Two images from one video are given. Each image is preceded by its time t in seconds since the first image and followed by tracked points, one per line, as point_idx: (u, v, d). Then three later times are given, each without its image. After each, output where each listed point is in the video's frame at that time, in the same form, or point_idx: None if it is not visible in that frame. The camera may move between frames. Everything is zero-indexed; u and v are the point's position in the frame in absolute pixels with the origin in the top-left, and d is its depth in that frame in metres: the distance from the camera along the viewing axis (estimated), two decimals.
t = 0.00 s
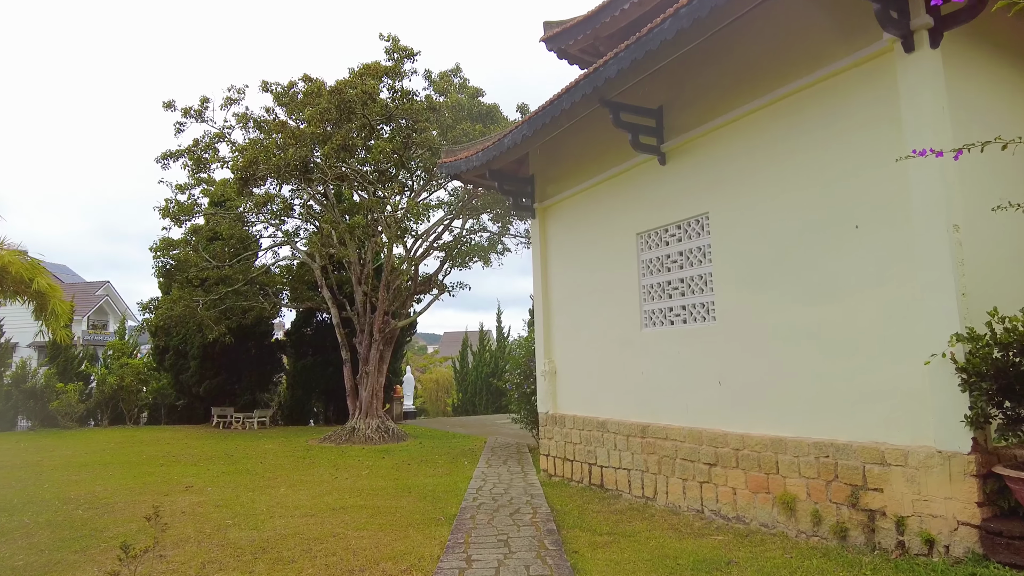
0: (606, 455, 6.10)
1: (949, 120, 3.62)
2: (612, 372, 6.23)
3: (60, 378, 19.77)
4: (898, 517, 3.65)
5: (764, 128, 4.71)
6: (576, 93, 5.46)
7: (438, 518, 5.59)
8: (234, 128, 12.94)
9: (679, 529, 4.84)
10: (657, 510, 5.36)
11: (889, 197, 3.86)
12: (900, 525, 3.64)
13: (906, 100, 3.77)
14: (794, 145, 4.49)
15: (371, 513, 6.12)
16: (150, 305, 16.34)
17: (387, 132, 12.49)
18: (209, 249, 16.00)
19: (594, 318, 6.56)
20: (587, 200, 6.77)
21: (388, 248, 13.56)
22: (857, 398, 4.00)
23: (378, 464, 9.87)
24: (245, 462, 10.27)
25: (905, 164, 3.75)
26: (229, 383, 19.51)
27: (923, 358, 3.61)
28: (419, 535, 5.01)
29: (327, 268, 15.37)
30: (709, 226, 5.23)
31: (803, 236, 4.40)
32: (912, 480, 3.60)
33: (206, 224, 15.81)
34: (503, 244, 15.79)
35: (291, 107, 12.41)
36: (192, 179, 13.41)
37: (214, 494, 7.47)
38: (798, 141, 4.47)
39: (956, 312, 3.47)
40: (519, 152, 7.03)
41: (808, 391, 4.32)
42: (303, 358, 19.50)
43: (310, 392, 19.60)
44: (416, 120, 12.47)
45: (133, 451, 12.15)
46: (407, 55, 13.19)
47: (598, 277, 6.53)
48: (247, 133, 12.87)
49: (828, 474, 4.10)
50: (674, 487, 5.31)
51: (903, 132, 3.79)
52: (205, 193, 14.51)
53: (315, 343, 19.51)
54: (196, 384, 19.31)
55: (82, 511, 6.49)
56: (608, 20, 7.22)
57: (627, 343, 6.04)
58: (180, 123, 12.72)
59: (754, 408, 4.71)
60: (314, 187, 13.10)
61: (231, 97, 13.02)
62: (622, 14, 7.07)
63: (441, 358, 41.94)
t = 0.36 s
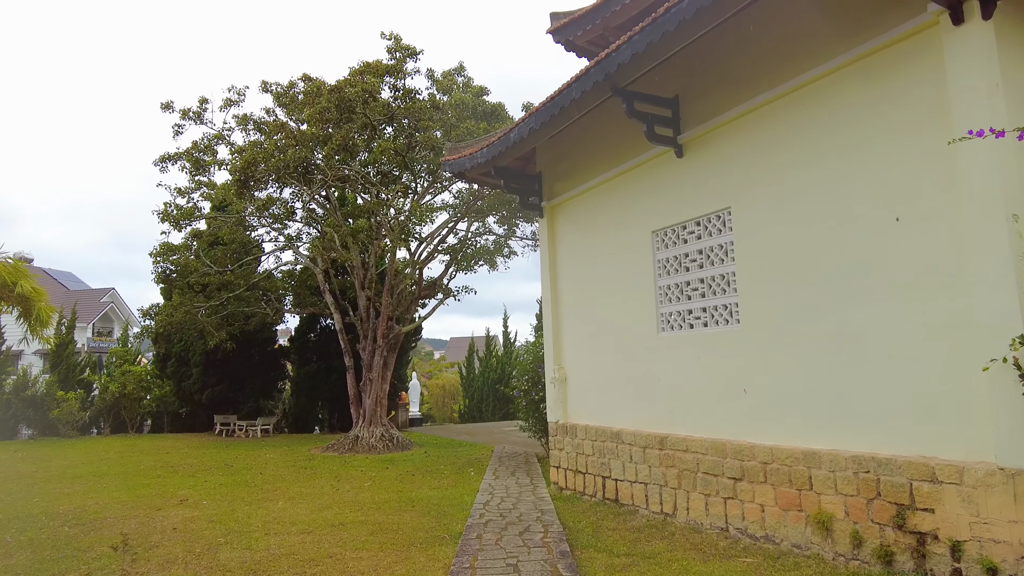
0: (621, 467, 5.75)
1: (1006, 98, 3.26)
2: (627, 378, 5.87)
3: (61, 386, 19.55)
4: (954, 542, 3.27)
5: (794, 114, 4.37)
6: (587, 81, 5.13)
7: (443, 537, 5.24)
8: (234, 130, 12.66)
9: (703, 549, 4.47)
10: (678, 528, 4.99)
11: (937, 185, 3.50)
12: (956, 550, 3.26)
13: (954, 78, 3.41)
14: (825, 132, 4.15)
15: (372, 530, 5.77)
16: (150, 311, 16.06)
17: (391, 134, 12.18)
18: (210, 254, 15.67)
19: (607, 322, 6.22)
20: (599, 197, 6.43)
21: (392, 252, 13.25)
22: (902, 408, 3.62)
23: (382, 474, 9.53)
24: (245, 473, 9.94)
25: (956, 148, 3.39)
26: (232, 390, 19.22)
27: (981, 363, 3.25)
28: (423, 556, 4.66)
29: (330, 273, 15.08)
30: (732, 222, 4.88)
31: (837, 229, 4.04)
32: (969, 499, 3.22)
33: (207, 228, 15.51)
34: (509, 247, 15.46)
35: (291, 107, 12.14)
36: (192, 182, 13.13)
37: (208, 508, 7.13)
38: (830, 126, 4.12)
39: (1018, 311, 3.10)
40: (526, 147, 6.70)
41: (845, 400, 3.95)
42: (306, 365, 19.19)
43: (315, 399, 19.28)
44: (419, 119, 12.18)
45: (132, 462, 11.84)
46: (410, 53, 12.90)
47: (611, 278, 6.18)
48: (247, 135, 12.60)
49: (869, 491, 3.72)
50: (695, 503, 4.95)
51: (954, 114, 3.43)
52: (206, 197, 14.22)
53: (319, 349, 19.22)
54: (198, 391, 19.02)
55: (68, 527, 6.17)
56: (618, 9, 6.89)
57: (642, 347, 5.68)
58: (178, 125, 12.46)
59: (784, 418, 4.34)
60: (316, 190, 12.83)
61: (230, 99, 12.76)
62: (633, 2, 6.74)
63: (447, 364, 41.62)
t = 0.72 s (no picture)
0: (639, 472, 5.43)
1: None
2: (643, 377, 5.57)
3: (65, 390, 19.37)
4: (1020, 556, 2.94)
5: (829, 89, 4.13)
6: (602, 61, 4.83)
7: (451, 546, 4.93)
8: (237, 127, 12.42)
9: (732, 560, 4.15)
10: (702, 537, 4.67)
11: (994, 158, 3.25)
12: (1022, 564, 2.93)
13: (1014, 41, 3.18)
14: (865, 106, 3.91)
15: (376, 538, 5.47)
16: (153, 313, 15.73)
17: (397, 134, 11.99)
18: (214, 256, 15.28)
19: (622, 317, 5.91)
20: (610, 189, 6.20)
21: (398, 251, 12.97)
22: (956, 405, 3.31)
23: (387, 479, 9.24)
24: (248, 477, 9.67)
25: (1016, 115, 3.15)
26: (237, 393, 18.98)
27: None
28: (429, 568, 4.35)
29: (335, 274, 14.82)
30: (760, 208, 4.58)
31: (879, 210, 3.78)
32: None
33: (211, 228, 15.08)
34: (518, 246, 15.16)
35: (293, 103, 11.87)
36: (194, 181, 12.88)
37: (207, 515, 6.84)
38: (870, 100, 3.88)
39: None
40: (536, 136, 6.41)
41: (889, 398, 3.64)
42: (312, 367, 18.94)
43: (321, 402, 19.03)
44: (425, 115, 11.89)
45: (133, 466, 11.59)
46: (416, 48, 12.62)
47: (627, 271, 5.89)
48: (250, 132, 12.35)
49: (918, 499, 3.39)
50: (721, 510, 4.63)
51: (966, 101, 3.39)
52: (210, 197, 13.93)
53: (325, 350, 18.94)
54: (203, 395, 18.80)
55: (60, 535, 5.90)
56: None
57: (661, 344, 5.37)
58: (179, 123, 12.22)
59: (819, 417, 4.02)
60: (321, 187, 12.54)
61: (232, 95, 12.52)
62: None
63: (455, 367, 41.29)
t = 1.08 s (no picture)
0: (647, 480, 5.14)
1: None
2: (651, 380, 5.27)
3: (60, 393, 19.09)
4: None
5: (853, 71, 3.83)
6: (607, 45, 4.55)
7: (447, 559, 4.65)
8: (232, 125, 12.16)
9: None
10: (714, 551, 4.37)
11: None
12: None
13: None
14: (894, 88, 3.60)
15: (368, 550, 5.17)
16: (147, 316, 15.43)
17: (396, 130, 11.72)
18: (209, 257, 15.05)
19: (628, 317, 5.62)
20: (614, 184, 5.93)
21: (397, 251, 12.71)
22: (1000, 410, 3.02)
23: (384, 486, 8.95)
24: (240, 483, 9.37)
25: None
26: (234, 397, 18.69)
27: None
28: None
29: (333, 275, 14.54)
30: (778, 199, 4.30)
31: (911, 199, 3.47)
32: None
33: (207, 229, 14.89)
34: (519, 247, 14.88)
35: (289, 99, 11.62)
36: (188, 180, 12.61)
37: (193, 524, 6.55)
38: (900, 81, 3.57)
39: None
40: (538, 128, 6.12)
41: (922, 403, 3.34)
42: (310, 370, 18.66)
43: (319, 406, 18.74)
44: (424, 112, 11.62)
45: (124, 471, 11.29)
46: (415, 45, 12.35)
47: (633, 268, 5.59)
48: (245, 130, 12.08)
49: (957, 513, 3.09)
50: (735, 522, 4.33)
51: (977, 91, 3.21)
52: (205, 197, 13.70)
53: (324, 353, 18.66)
54: (199, 398, 18.52)
55: (35, 546, 5.60)
56: None
57: (670, 345, 5.08)
58: (173, 121, 11.96)
59: (843, 422, 3.73)
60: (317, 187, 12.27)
61: (227, 93, 12.27)
62: None
63: (456, 370, 40.96)
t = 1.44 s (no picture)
0: (653, 488, 4.82)
1: None
2: (657, 381, 4.95)
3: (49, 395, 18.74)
4: None
5: (878, 42, 3.50)
6: (608, 20, 4.22)
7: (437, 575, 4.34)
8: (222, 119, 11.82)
9: None
10: (726, 566, 4.04)
11: None
12: None
13: None
14: (925, 59, 3.27)
15: (354, 563, 4.86)
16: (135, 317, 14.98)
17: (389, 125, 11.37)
18: (200, 256, 14.73)
19: (632, 314, 5.30)
20: (615, 174, 5.63)
21: (391, 250, 12.45)
22: None
23: (376, 491, 8.62)
24: (227, 489, 9.03)
25: None
26: (228, 399, 18.35)
27: None
28: None
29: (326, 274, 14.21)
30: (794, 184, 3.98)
31: (944, 182, 3.15)
32: None
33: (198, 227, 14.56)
34: (517, 245, 14.56)
35: (279, 92, 11.29)
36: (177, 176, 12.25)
37: (173, 534, 6.21)
38: (929, 52, 3.25)
39: None
40: (535, 114, 5.79)
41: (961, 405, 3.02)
42: (304, 371, 18.33)
43: (314, 407, 18.40)
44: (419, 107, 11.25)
45: (110, 476, 10.94)
46: (410, 37, 11.99)
47: (636, 262, 5.26)
48: (235, 124, 11.74)
49: (1003, 529, 2.76)
50: (749, 534, 4.00)
51: (990, 74, 2.99)
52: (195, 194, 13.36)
53: (319, 354, 18.33)
54: (192, 401, 18.18)
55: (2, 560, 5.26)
56: None
57: (677, 342, 4.76)
58: (161, 115, 11.62)
59: (871, 426, 3.40)
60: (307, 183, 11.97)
61: (217, 86, 11.92)
62: None
63: (454, 371, 40.61)
